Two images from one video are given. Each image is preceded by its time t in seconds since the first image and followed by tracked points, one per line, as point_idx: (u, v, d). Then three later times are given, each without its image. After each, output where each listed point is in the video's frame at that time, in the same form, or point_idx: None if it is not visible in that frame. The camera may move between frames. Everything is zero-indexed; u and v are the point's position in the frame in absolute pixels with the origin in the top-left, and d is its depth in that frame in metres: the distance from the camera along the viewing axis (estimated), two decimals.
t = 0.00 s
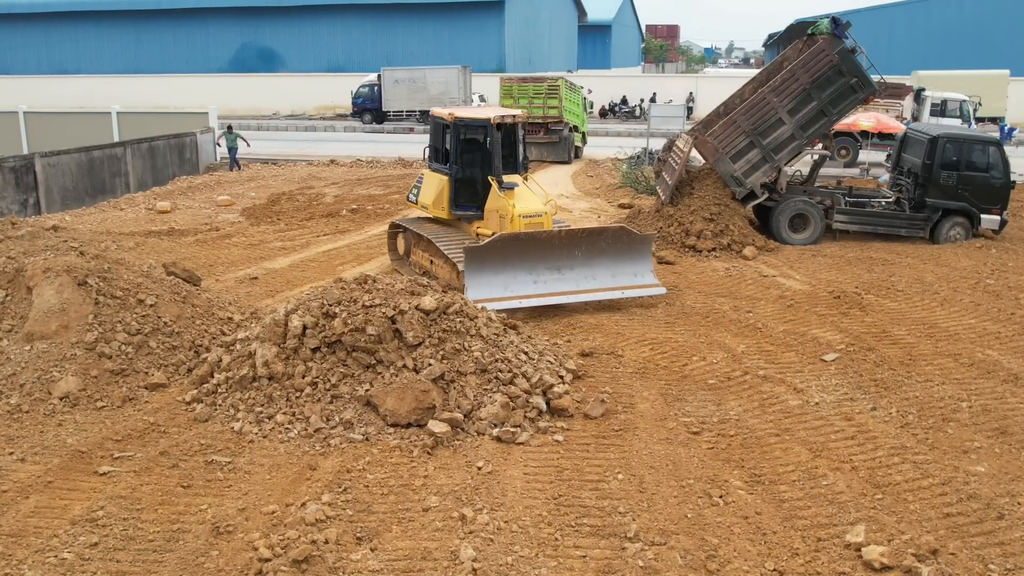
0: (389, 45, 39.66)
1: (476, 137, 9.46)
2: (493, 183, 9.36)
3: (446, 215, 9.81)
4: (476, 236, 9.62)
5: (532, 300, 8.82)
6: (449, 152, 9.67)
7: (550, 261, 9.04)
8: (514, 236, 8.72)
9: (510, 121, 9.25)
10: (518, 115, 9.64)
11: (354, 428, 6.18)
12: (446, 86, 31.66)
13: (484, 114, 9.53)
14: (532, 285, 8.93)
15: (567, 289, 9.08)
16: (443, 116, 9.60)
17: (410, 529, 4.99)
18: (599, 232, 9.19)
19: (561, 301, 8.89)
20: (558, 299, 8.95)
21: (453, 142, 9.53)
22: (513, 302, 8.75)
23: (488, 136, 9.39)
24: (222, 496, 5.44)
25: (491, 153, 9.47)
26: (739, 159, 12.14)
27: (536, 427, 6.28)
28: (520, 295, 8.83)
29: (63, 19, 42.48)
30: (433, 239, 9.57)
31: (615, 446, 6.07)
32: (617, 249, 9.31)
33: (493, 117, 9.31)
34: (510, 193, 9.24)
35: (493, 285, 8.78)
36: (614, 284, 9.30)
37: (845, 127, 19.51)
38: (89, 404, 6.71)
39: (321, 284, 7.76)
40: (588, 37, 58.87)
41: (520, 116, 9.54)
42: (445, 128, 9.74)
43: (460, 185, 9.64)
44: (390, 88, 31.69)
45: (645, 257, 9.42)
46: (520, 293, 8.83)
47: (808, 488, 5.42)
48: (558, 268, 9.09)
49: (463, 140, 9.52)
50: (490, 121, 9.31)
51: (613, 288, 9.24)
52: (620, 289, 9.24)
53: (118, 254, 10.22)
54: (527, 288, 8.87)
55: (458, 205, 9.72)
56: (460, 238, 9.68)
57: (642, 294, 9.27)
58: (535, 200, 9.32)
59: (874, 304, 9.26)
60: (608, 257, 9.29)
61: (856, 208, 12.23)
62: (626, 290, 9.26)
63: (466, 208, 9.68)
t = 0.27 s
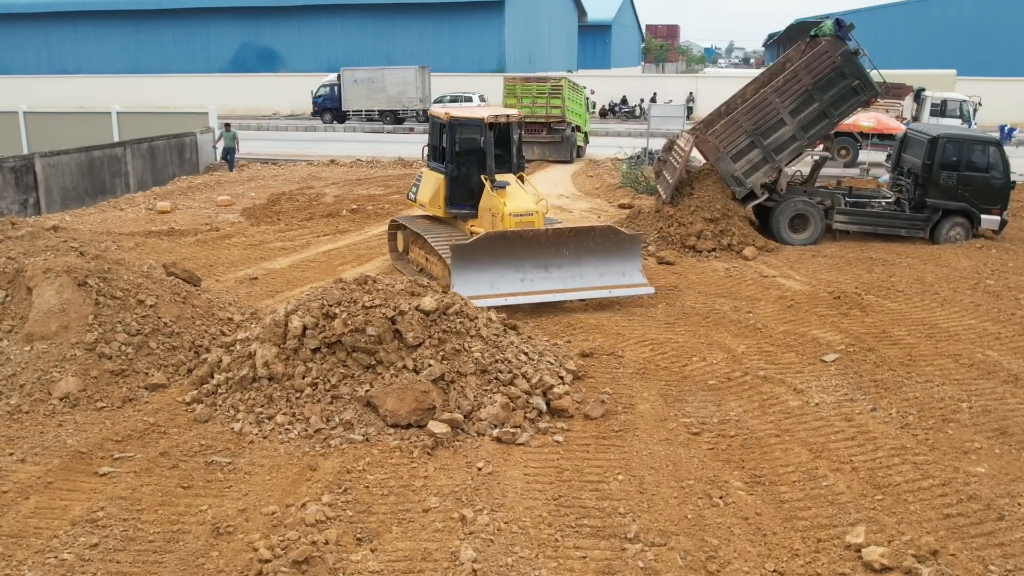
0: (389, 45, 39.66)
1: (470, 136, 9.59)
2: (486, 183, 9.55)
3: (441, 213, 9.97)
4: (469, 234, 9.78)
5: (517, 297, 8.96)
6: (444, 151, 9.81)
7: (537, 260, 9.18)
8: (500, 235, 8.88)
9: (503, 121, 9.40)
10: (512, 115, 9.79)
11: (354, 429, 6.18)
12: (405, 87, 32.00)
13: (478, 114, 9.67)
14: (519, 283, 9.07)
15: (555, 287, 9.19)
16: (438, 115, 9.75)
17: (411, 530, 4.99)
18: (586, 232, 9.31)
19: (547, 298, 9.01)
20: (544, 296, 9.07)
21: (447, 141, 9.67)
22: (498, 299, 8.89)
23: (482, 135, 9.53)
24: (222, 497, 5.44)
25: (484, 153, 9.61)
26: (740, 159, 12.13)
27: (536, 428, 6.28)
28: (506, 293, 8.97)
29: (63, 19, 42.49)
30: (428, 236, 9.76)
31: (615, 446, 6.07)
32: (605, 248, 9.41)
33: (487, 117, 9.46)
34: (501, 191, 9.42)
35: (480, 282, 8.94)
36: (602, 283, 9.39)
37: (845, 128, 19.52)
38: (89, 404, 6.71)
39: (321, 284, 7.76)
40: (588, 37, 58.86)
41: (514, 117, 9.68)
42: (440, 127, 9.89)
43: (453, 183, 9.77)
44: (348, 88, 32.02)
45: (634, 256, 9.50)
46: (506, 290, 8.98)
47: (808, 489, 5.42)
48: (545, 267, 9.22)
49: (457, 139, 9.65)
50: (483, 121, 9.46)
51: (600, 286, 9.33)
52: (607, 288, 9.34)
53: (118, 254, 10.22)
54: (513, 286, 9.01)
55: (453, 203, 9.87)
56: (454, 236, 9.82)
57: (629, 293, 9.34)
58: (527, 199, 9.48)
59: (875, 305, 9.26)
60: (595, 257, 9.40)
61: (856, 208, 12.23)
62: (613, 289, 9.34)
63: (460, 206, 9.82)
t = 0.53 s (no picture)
0: (390, 45, 39.67)
1: (465, 135, 9.79)
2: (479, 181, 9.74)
3: (437, 211, 10.18)
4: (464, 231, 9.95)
5: (503, 295, 9.07)
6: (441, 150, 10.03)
7: (524, 259, 9.28)
8: (487, 233, 9.01)
9: (497, 121, 9.58)
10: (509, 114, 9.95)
11: (355, 429, 6.19)
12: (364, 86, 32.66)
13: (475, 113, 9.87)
14: (506, 281, 9.17)
15: (542, 286, 9.28)
16: (436, 114, 9.97)
17: (412, 530, 4.99)
18: (575, 231, 9.38)
19: (533, 296, 9.09)
20: (531, 294, 9.16)
21: (444, 140, 9.89)
22: (484, 296, 9.01)
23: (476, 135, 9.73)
24: (223, 497, 5.45)
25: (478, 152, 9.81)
26: (741, 159, 12.13)
27: (537, 428, 6.28)
28: (492, 291, 9.09)
29: (63, 19, 42.50)
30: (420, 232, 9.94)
31: (616, 447, 6.07)
32: (594, 248, 9.47)
33: (481, 117, 9.65)
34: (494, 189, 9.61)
35: (467, 280, 9.07)
36: (590, 282, 9.44)
37: (846, 128, 19.53)
38: (90, 404, 6.71)
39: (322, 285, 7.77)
40: (588, 37, 58.88)
41: (510, 116, 9.85)
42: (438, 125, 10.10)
43: (449, 182, 9.98)
44: (309, 88, 32.43)
45: (623, 256, 9.53)
46: (493, 288, 9.09)
47: (808, 489, 5.42)
48: (533, 266, 9.31)
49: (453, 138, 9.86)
50: (478, 120, 9.65)
51: (588, 285, 9.39)
52: (595, 287, 9.39)
53: (119, 254, 10.21)
54: (499, 284, 9.12)
55: (449, 201, 10.07)
56: (448, 232, 9.95)
57: (617, 292, 9.39)
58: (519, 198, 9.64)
59: (875, 305, 9.27)
60: (584, 256, 9.46)
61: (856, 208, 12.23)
62: (601, 288, 9.39)
63: (456, 204, 10.02)
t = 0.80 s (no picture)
0: (390, 45, 39.67)
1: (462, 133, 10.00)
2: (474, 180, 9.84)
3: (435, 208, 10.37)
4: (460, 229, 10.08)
5: (491, 293, 9.12)
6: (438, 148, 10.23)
7: (513, 256, 9.32)
8: (474, 233, 9.06)
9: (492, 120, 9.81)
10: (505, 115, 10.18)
11: (355, 429, 6.19)
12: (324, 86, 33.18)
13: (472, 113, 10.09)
14: (494, 279, 9.23)
15: (531, 284, 9.33)
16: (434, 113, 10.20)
17: (413, 530, 4.99)
18: (564, 229, 9.39)
19: (521, 295, 9.14)
20: (519, 292, 9.20)
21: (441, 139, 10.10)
22: (472, 294, 9.08)
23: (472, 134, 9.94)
24: (224, 497, 5.45)
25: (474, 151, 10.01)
26: (743, 158, 12.12)
27: (537, 428, 6.28)
28: (480, 289, 9.15)
29: (64, 19, 42.50)
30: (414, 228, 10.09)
31: (616, 447, 6.07)
32: (583, 245, 9.47)
33: (478, 116, 9.88)
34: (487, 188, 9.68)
35: (455, 278, 9.14)
36: (579, 280, 9.46)
37: (847, 128, 19.53)
38: (91, 404, 6.72)
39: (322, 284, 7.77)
40: (588, 37, 58.90)
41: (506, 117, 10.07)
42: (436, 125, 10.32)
43: (445, 180, 10.17)
44: (270, 88, 32.90)
45: (613, 253, 9.53)
46: (481, 286, 9.16)
47: (809, 489, 5.42)
48: (522, 263, 9.35)
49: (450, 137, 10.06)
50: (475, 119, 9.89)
51: (576, 283, 9.41)
52: (584, 285, 9.41)
53: (119, 254, 10.21)
54: (488, 282, 9.18)
55: (446, 199, 10.25)
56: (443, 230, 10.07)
57: (606, 290, 9.40)
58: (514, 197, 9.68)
59: (876, 305, 9.27)
60: (573, 254, 9.47)
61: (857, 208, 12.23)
62: (590, 286, 9.41)
63: (454, 202, 10.18)
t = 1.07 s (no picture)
0: (392, 45, 39.67)
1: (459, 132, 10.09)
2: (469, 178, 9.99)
3: (434, 206, 10.52)
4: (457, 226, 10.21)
5: (482, 290, 9.20)
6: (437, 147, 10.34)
7: (505, 254, 9.39)
8: (466, 230, 9.13)
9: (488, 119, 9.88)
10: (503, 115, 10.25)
11: (356, 430, 6.20)
12: (288, 85, 33.43)
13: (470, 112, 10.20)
14: (486, 276, 9.30)
15: (522, 281, 9.40)
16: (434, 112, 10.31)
17: (414, 531, 4.99)
18: (556, 227, 9.45)
19: (511, 292, 9.21)
20: (509, 290, 9.27)
21: (439, 138, 10.21)
22: (463, 290, 9.15)
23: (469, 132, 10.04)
24: (225, 498, 5.45)
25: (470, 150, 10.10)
26: (745, 158, 12.11)
27: (539, 429, 6.28)
28: (471, 286, 9.22)
29: (66, 19, 42.56)
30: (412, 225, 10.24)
31: (618, 447, 6.07)
32: (575, 244, 9.53)
33: (474, 116, 9.97)
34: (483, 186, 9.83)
35: (446, 274, 9.22)
36: (570, 279, 9.53)
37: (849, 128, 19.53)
38: (93, 404, 6.72)
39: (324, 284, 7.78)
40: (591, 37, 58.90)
41: (503, 116, 10.14)
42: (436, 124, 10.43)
43: (443, 179, 10.27)
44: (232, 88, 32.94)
45: (604, 253, 9.59)
46: (472, 283, 9.23)
47: (810, 490, 5.42)
48: (513, 261, 9.43)
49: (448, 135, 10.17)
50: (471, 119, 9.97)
51: (567, 282, 9.48)
52: (574, 284, 9.47)
53: (121, 255, 10.21)
54: (478, 279, 9.26)
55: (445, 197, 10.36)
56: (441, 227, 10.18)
57: (596, 289, 9.46)
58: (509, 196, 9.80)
59: (877, 305, 9.26)
60: (565, 253, 9.53)
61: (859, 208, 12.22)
62: (580, 285, 9.47)
63: (452, 200, 10.27)
